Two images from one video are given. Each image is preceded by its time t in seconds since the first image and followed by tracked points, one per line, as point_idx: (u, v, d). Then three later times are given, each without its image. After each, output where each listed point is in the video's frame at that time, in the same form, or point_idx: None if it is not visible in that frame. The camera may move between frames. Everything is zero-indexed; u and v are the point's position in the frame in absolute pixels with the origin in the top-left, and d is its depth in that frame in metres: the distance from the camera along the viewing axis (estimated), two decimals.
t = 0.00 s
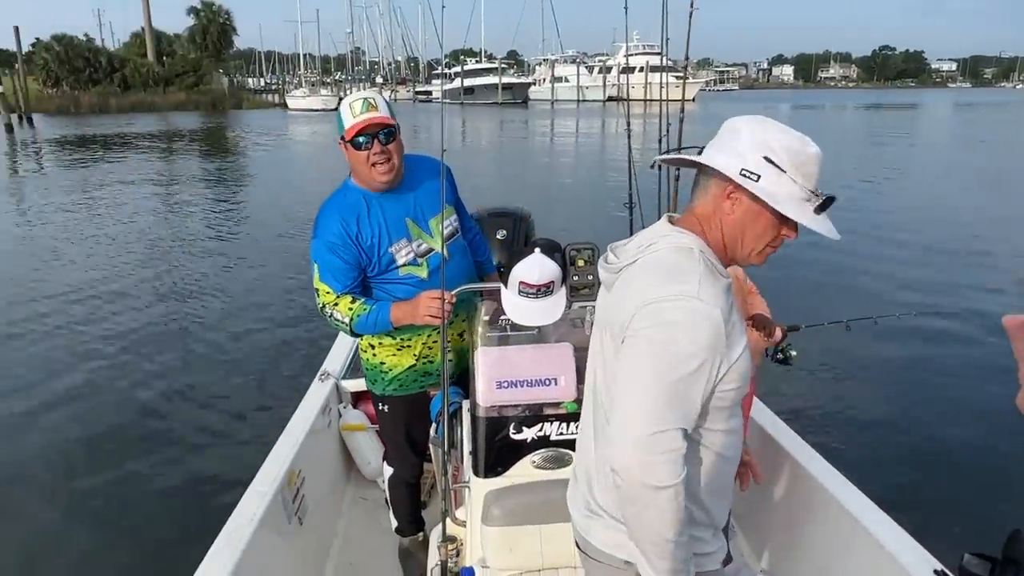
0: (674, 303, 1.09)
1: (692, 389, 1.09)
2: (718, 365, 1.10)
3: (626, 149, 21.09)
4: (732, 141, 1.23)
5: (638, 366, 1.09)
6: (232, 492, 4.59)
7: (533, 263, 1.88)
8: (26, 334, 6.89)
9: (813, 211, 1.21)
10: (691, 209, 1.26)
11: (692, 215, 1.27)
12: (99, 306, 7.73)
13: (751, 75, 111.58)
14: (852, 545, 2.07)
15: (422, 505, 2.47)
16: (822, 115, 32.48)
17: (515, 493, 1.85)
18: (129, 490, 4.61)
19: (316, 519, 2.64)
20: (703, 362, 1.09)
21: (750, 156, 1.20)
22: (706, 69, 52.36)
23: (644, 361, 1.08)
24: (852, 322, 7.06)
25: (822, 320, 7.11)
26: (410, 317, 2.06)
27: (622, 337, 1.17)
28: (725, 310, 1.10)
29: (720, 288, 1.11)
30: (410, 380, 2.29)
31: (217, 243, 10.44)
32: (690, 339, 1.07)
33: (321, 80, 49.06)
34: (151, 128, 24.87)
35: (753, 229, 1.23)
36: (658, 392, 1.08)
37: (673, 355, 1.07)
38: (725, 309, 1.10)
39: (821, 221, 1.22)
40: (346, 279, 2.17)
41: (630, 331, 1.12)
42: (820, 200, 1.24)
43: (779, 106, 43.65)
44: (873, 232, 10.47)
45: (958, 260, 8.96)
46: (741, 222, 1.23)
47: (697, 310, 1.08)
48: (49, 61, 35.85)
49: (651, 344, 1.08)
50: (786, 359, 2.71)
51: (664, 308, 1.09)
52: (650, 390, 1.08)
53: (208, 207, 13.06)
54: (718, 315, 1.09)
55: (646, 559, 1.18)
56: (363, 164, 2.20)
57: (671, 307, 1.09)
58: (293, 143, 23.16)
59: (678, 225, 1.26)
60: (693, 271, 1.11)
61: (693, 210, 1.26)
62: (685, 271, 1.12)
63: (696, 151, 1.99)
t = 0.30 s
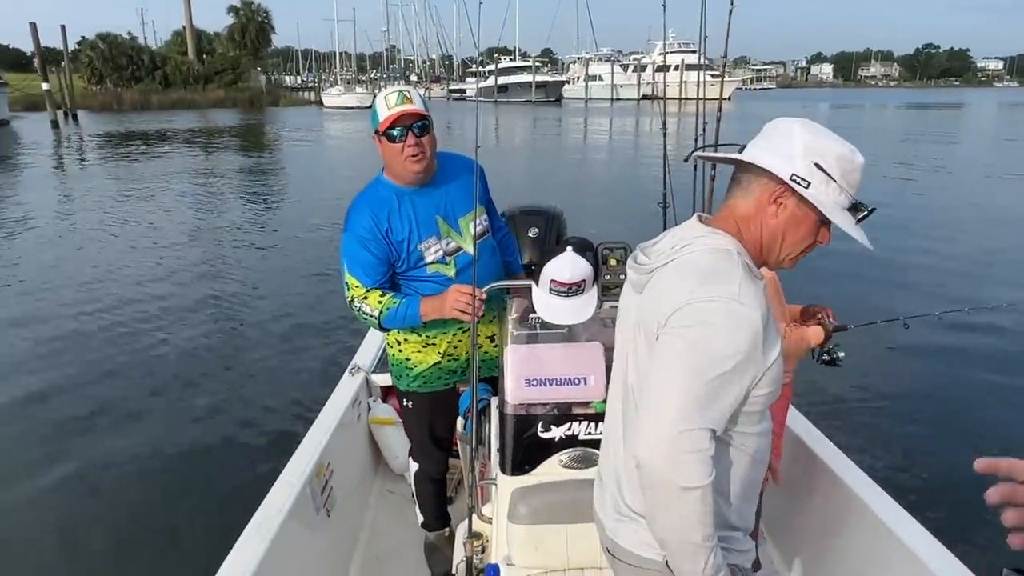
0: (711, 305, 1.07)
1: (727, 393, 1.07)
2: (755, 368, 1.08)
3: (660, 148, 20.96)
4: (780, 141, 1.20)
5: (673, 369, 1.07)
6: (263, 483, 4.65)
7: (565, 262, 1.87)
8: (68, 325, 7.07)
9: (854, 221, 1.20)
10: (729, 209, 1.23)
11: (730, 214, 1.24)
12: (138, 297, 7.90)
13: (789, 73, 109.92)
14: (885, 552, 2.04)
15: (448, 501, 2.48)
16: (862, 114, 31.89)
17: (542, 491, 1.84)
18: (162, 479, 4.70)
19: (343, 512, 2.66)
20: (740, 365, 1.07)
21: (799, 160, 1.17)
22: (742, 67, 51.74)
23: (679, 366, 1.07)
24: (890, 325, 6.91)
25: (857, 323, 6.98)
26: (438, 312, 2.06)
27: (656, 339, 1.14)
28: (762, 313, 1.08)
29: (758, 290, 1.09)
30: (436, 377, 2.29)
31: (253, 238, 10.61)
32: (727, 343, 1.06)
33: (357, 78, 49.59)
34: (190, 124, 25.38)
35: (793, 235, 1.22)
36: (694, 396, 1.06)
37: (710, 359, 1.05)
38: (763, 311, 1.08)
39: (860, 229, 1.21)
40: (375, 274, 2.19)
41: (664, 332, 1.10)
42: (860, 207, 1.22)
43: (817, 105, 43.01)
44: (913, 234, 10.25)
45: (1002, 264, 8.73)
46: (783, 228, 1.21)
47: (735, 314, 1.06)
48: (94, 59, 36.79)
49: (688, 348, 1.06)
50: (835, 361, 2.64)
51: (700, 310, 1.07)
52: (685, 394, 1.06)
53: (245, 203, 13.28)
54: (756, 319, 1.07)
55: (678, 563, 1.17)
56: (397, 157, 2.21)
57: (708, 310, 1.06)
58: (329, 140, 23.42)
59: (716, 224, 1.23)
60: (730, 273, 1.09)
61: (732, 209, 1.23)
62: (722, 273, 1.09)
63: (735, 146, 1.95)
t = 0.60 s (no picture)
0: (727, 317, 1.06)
1: (744, 406, 1.07)
2: (771, 380, 1.08)
3: (679, 148, 20.86)
4: (793, 143, 1.19)
5: (688, 382, 1.07)
6: (279, 481, 4.70)
7: (580, 264, 1.88)
8: (89, 323, 7.18)
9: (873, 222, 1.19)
10: (743, 213, 1.23)
11: (746, 219, 1.23)
12: (159, 295, 8.00)
13: (810, 73, 109.71)
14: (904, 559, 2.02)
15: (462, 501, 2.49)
16: (884, 114, 31.60)
17: (555, 492, 1.84)
18: (180, 476, 4.75)
19: (358, 510, 2.68)
20: (757, 377, 1.06)
21: (817, 162, 1.17)
22: (763, 66, 51.43)
23: (694, 380, 1.06)
24: (910, 329, 6.83)
25: (877, 326, 6.91)
26: (453, 312, 2.07)
27: (670, 349, 1.14)
28: (780, 323, 1.08)
29: (774, 301, 1.09)
30: (450, 379, 2.30)
31: (273, 237, 10.71)
32: (742, 356, 1.05)
33: (377, 77, 49.82)
34: (211, 123, 25.65)
35: (811, 238, 1.21)
36: (709, 410, 1.06)
37: (727, 372, 1.05)
38: (779, 322, 1.08)
39: (879, 229, 1.20)
40: (391, 275, 2.20)
41: (678, 345, 1.10)
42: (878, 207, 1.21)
43: (839, 105, 42.61)
44: (935, 236, 10.14)
45: None
46: (801, 231, 1.20)
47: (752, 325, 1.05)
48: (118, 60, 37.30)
49: (703, 362, 1.06)
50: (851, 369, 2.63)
51: (716, 322, 1.06)
52: (701, 411, 1.06)
53: (265, 202, 13.40)
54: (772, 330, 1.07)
55: None
56: (416, 159, 2.23)
57: (724, 322, 1.06)
58: (347, 140, 23.55)
59: (731, 228, 1.23)
60: (746, 283, 1.09)
61: (746, 213, 1.22)
62: (737, 283, 1.09)
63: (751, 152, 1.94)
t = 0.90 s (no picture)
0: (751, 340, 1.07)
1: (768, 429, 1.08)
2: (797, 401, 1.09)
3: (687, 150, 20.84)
4: (819, 151, 1.19)
5: (712, 404, 1.08)
6: (285, 481, 4.74)
7: (582, 267, 1.89)
8: (100, 325, 7.23)
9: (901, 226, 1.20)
10: (769, 223, 1.23)
11: (768, 230, 1.24)
12: (168, 296, 8.08)
13: (819, 75, 109.29)
14: (910, 557, 2.03)
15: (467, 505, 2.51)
16: (893, 116, 31.46)
17: (558, 496, 1.86)
18: (186, 475, 4.81)
19: (365, 514, 2.70)
20: (783, 399, 1.08)
21: (843, 169, 1.17)
22: (773, 67, 51.27)
23: (719, 404, 1.08)
24: (918, 331, 6.81)
25: (884, 328, 6.89)
26: (456, 317, 2.08)
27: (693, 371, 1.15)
28: (805, 343, 1.09)
29: (799, 320, 1.09)
30: (455, 384, 2.32)
31: (282, 240, 10.76)
32: (767, 379, 1.06)
33: (385, 80, 49.92)
34: (222, 126, 25.83)
35: (836, 246, 1.22)
36: (735, 433, 1.07)
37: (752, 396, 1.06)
38: (804, 341, 1.09)
39: (905, 233, 1.21)
40: (395, 281, 2.22)
41: (702, 367, 1.11)
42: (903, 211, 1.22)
43: (850, 107, 42.45)
44: (945, 237, 10.09)
45: None
46: (826, 239, 1.21)
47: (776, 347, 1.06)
48: (128, 64, 37.53)
49: (727, 386, 1.07)
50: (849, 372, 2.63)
51: (741, 346, 1.07)
52: (726, 434, 1.07)
53: (274, 205, 13.46)
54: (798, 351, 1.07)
55: None
56: (421, 164, 2.24)
57: (750, 345, 1.07)
58: (356, 143, 23.62)
59: (755, 238, 1.23)
60: (770, 302, 1.09)
61: (769, 222, 1.23)
62: (761, 301, 1.09)
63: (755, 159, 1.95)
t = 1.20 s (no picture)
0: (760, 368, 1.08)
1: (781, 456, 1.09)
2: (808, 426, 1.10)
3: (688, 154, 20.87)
4: (842, 159, 1.19)
5: (724, 431, 1.09)
6: (289, 484, 4.76)
7: (580, 271, 1.90)
8: (103, 328, 7.28)
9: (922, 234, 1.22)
10: (792, 235, 1.22)
11: (785, 243, 1.23)
12: (172, 301, 8.11)
13: (822, 77, 109.39)
14: (913, 559, 2.10)
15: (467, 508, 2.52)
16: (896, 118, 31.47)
17: (557, 499, 1.86)
18: (190, 478, 4.83)
19: (365, 517, 2.71)
20: (796, 426, 1.08)
21: (864, 178, 1.18)
22: (774, 69, 51.30)
23: (733, 434, 1.08)
24: (920, 333, 6.81)
25: (885, 330, 6.90)
26: (455, 322, 2.10)
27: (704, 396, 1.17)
28: (816, 370, 1.09)
29: (813, 345, 1.09)
30: (454, 388, 2.33)
31: (285, 244, 10.79)
32: (778, 407, 1.07)
33: (388, 85, 50.06)
34: (225, 130, 25.92)
35: (859, 256, 1.22)
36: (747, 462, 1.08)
37: (762, 423, 1.07)
38: (816, 368, 1.09)
39: (925, 238, 1.21)
40: (393, 287, 2.23)
41: (713, 394, 1.12)
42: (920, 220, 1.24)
43: (853, 110, 42.45)
44: (947, 239, 10.09)
45: None
46: (848, 250, 1.22)
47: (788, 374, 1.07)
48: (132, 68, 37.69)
49: (738, 414, 1.08)
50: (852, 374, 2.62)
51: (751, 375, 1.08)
52: (737, 462, 1.08)
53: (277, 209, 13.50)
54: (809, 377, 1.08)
55: None
56: (418, 170, 2.26)
57: (760, 374, 1.07)
58: (358, 147, 23.69)
59: (772, 252, 1.23)
60: (781, 327, 1.10)
61: (789, 236, 1.22)
62: (771, 328, 1.10)
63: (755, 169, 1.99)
